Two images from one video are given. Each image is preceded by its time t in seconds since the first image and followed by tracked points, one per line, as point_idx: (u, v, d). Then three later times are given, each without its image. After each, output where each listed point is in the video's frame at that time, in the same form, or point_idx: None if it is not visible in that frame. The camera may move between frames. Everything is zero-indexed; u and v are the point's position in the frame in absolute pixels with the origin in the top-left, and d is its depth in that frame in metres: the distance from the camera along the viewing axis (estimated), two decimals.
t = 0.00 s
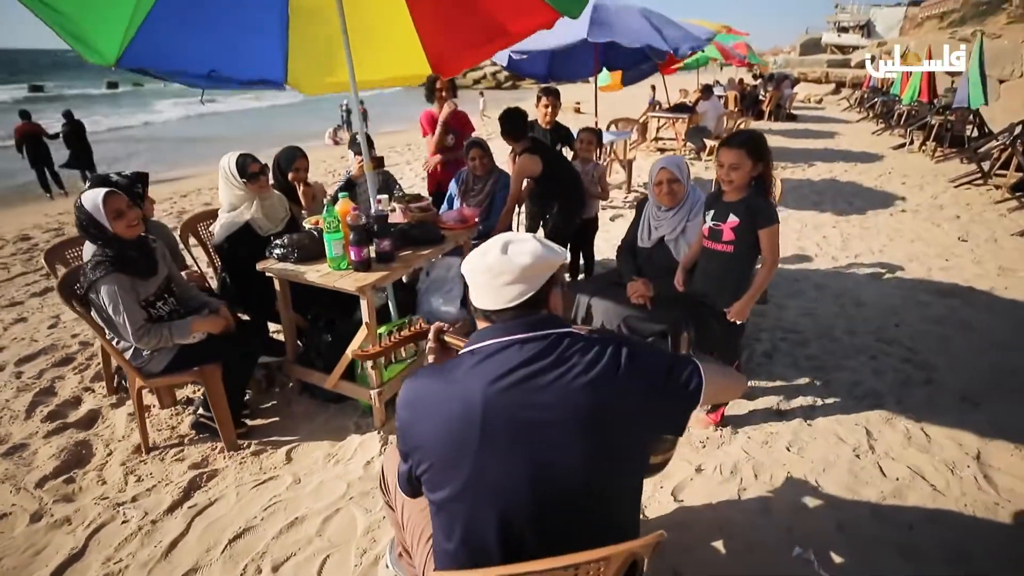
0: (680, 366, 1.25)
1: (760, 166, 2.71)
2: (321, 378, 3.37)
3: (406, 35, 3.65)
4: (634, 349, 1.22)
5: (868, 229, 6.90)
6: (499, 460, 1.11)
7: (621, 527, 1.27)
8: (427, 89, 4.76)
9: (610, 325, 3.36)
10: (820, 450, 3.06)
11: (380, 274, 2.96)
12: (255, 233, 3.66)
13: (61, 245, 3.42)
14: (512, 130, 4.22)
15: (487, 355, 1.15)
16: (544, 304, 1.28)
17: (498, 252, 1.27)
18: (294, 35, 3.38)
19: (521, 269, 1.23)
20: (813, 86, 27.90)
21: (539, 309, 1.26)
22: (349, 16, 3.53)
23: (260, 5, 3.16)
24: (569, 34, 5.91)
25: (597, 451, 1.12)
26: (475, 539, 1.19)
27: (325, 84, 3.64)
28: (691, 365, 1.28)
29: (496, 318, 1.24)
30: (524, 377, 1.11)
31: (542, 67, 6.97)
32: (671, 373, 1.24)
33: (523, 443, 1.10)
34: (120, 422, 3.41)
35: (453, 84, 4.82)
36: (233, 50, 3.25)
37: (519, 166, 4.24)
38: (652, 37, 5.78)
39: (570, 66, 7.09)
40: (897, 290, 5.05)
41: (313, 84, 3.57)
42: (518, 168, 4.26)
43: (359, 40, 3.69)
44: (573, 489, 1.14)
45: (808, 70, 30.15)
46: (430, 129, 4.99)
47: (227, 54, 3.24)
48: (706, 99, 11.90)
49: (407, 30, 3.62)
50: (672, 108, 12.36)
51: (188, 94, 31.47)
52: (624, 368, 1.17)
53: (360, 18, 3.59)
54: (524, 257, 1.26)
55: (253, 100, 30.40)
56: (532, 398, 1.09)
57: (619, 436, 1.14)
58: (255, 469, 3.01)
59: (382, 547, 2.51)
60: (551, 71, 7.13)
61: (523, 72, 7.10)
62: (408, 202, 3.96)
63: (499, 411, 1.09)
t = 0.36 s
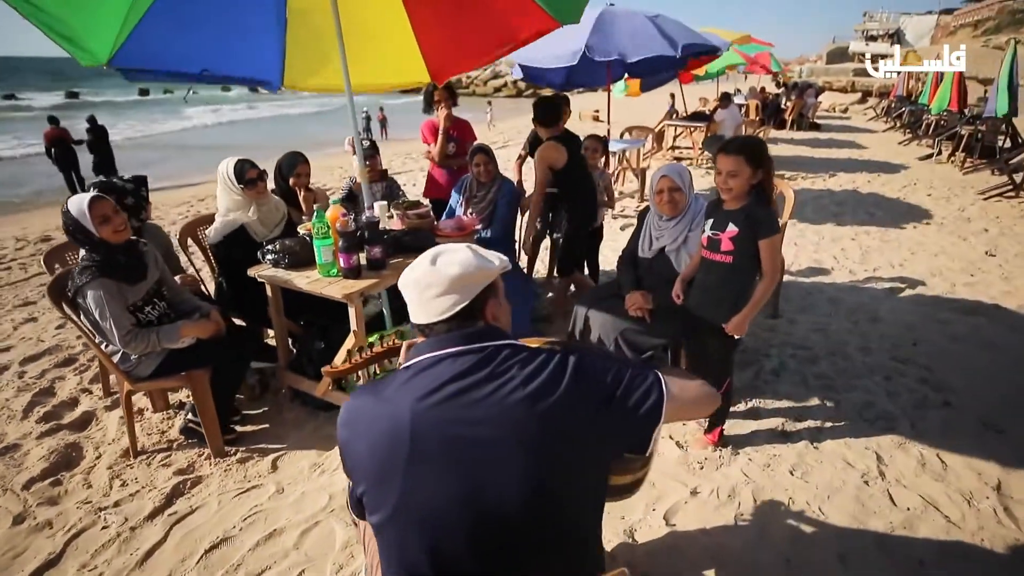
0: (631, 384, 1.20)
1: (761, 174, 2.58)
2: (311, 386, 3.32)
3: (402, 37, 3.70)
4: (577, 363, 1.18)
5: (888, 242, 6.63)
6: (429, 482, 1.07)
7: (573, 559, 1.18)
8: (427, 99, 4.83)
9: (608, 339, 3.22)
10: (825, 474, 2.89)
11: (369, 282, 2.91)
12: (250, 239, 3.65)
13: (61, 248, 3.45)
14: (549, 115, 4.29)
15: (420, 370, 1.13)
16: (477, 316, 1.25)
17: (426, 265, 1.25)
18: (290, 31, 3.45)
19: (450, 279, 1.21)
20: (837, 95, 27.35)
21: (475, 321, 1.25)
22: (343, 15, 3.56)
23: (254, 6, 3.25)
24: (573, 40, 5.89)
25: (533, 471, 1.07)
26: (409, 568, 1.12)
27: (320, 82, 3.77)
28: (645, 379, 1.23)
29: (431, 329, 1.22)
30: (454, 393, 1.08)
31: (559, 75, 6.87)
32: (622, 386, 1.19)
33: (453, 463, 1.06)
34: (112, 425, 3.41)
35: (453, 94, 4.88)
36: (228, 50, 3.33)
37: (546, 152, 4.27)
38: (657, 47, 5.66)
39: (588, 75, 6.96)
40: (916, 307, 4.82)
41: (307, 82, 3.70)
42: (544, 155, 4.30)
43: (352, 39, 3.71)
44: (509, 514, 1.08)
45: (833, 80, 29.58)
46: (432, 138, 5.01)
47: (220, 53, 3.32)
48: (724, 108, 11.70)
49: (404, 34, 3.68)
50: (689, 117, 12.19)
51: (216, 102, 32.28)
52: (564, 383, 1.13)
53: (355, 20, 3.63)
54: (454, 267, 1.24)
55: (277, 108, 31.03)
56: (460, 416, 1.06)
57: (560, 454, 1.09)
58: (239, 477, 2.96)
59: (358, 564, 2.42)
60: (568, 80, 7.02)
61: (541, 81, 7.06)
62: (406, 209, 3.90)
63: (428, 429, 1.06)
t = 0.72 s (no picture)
0: (556, 410, 1.15)
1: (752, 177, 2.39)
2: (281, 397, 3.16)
3: (379, 36, 3.56)
4: (494, 385, 1.14)
5: (894, 250, 6.41)
6: (335, 516, 1.03)
7: None
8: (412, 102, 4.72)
9: (592, 351, 3.06)
10: (822, 498, 2.69)
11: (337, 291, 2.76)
12: (223, 244, 3.53)
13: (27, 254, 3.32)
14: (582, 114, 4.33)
15: (321, 396, 1.08)
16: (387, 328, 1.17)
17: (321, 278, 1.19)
18: (263, 30, 3.33)
19: (346, 291, 1.14)
20: (845, 101, 27.07)
21: (383, 339, 1.19)
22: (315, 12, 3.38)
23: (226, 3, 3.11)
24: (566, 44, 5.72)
25: (442, 504, 1.02)
26: None
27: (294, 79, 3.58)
28: (572, 399, 1.18)
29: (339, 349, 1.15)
30: (355, 422, 1.04)
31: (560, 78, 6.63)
32: (543, 409, 1.15)
33: (358, 497, 1.02)
34: (76, 437, 3.28)
35: (439, 97, 4.76)
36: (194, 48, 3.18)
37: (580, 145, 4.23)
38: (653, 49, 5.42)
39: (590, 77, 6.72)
40: (922, 318, 4.61)
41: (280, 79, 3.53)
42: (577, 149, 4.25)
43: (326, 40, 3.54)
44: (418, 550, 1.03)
45: (841, 86, 29.30)
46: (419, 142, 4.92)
47: (187, 50, 3.17)
48: (727, 113, 11.51)
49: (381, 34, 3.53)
50: (692, 123, 12.01)
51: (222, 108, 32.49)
52: (477, 409, 1.08)
53: (329, 18, 3.45)
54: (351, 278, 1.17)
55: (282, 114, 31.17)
56: (362, 447, 1.02)
57: (470, 485, 1.04)
58: (199, 494, 2.81)
59: None
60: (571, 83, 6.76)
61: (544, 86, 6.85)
62: (387, 214, 3.74)
63: (330, 460, 1.02)
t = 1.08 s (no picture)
0: (490, 441, 1.02)
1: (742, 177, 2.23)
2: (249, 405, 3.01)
3: (366, 38, 3.34)
4: (416, 414, 1.01)
5: (901, 255, 6.19)
6: (220, 562, 0.91)
7: None
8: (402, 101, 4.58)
9: (577, 361, 2.91)
10: (822, 520, 2.50)
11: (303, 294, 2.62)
12: (197, 246, 3.39)
13: None
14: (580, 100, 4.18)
15: (215, 423, 0.97)
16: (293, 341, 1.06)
17: (215, 286, 1.07)
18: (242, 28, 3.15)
19: (240, 302, 1.04)
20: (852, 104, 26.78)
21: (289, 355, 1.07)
22: (292, 21, 3.19)
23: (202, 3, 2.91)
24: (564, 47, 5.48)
25: (344, 547, 0.89)
26: None
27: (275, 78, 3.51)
28: (512, 429, 1.04)
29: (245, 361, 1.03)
30: (247, 454, 0.92)
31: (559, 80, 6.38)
32: (474, 441, 1.01)
33: (246, 541, 0.90)
34: (39, 445, 3.14)
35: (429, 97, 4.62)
36: (168, 42, 3.03)
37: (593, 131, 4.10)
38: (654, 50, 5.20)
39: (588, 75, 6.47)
40: (930, 325, 4.40)
41: (261, 78, 3.47)
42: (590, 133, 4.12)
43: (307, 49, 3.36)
44: None
45: (848, 90, 29.03)
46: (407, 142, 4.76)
47: (160, 46, 3.03)
48: (731, 115, 11.32)
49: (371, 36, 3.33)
50: (696, 124, 11.83)
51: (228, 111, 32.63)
52: (391, 442, 0.95)
53: (309, 24, 3.24)
54: (248, 287, 1.06)
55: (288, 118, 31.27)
56: (252, 484, 0.90)
57: (379, 528, 0.91)
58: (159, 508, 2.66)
59: None
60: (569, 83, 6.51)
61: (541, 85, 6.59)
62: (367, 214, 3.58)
63: (215, 498, 0.91)
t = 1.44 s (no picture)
0: (425, 474, 0.84)
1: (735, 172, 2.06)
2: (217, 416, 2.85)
3: (350, 33, 3.13)
4: (334, 440, 0.84)
5: (908, 263, 6.01)
6: None
7: None
8: (391, 101, 4.45)
9: (563, 373, 2.76)
10: (825, 547, 2.32)
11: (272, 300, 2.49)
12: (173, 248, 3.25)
13: None
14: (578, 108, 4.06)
15: (87, 448, 0.81)
16: (195, 351, 0.88)
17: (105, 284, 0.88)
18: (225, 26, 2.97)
19: (129, 303, 0.85)
20: (857, 113, 26.64)
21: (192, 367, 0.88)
22: (263, 12, 2.98)
23: None
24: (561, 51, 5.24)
25: None
26: None
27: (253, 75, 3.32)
28: (452, 460, 0.87)
29: (130, 376, 0.86)
30: (117, 488, 0.76)
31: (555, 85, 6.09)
32: (403, 475, 0.84)
33: None
34: None
35: (419, 97, 4.50)
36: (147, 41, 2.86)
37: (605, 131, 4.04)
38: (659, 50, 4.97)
39: (584, 79, 6.22)
40: (939, 336, 4.21)
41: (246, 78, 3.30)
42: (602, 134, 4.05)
43: (281, 44, 3.18)
44: None
45: (852, 99, 28.91)
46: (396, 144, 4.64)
47: (140, 45, 2.86)
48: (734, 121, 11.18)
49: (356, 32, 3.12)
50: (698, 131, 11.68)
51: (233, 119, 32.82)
52: (297, 475, 0.79)
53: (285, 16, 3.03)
54: (142, 285, 0.87)
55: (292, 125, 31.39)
56: (118, 526, 0.74)
57: None
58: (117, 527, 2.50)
59: None
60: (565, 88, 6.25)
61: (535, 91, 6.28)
62: (349, 217, 3.45)
63: (81, 540, 0.75)
